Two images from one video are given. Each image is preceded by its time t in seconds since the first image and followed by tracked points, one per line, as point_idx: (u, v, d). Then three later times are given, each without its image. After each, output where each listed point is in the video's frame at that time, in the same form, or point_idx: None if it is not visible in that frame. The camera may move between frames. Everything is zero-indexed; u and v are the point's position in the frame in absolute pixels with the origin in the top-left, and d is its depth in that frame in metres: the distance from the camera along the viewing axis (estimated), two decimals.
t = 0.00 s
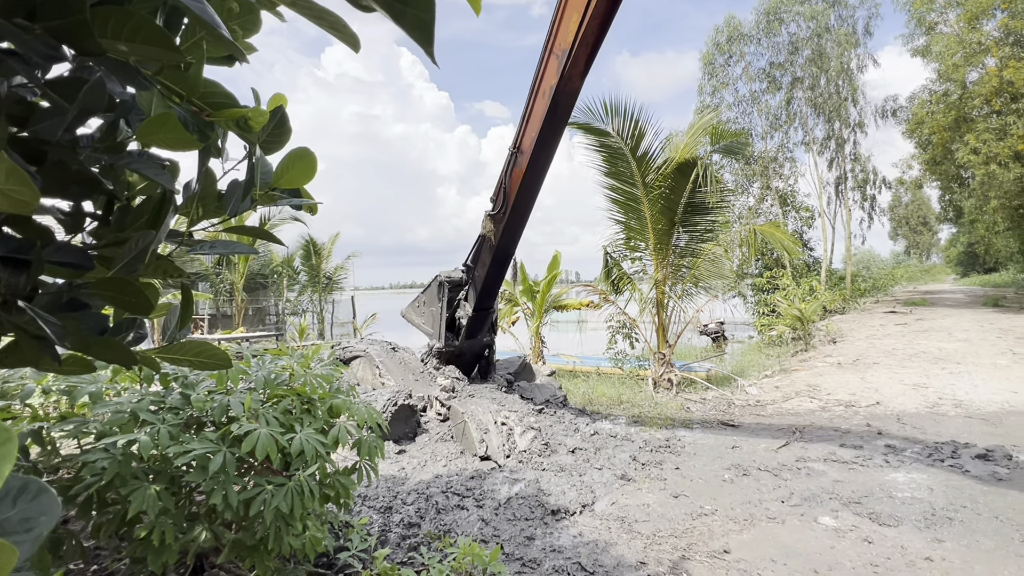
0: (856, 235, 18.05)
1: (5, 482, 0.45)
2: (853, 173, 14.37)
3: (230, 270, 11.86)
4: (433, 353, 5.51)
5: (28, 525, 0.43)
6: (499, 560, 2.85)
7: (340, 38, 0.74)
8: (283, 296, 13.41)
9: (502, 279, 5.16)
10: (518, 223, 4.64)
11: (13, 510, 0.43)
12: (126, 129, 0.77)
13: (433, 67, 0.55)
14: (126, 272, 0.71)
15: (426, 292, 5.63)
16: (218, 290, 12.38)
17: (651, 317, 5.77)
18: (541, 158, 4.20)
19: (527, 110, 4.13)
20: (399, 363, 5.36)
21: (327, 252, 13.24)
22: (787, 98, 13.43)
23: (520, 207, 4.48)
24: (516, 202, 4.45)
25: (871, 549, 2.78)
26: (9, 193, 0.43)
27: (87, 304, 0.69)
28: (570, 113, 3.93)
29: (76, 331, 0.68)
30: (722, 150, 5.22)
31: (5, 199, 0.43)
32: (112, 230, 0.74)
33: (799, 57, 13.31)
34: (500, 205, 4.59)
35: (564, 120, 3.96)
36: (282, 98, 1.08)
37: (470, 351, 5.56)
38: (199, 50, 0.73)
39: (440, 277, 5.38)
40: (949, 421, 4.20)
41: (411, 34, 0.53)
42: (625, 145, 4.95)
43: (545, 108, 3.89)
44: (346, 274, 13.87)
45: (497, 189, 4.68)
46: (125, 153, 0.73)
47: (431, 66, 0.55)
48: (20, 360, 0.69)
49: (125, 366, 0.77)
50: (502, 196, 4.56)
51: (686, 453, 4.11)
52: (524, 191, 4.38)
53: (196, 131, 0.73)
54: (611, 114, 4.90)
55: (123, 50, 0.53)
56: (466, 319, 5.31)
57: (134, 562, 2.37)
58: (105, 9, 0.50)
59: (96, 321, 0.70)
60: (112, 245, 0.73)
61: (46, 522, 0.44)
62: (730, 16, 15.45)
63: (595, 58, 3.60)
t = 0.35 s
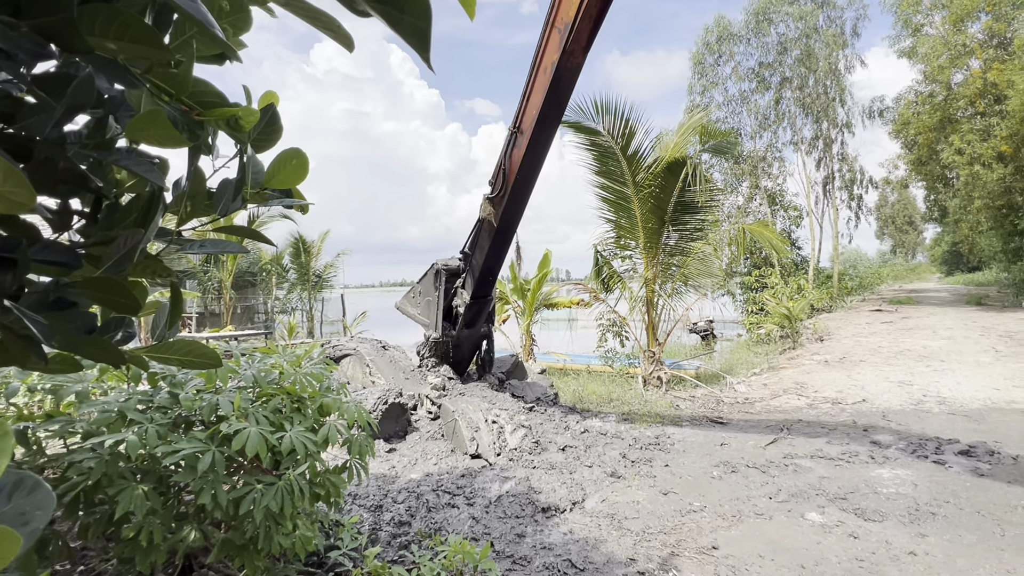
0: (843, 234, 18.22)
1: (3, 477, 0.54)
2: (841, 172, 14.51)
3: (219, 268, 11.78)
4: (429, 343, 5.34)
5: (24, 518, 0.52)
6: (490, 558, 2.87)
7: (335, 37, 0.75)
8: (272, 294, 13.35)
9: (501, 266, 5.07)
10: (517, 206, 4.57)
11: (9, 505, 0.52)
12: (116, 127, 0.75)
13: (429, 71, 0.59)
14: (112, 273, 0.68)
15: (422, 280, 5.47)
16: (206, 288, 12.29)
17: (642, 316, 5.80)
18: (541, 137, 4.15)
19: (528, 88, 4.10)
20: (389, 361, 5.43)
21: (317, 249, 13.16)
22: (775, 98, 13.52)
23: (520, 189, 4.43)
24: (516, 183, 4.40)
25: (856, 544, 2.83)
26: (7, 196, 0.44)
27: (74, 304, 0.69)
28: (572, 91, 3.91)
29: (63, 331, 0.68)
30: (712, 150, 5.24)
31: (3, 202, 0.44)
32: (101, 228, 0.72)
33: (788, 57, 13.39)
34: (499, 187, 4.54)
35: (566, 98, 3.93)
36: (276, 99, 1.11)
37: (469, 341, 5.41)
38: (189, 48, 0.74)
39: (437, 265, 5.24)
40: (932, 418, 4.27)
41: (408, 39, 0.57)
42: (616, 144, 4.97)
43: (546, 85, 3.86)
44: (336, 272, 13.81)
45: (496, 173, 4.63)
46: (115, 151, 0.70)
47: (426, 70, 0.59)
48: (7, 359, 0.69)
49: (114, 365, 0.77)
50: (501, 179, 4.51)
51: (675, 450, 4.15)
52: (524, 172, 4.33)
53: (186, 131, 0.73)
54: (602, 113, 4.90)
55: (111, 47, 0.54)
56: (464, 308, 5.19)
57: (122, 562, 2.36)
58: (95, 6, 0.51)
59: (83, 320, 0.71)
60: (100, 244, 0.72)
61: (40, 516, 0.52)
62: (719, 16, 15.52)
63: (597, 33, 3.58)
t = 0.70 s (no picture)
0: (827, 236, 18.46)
1: None
2: (825, 175, 14.69)
3: (203, 265, 11.62)
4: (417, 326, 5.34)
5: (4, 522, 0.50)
6: (475, 557, 2.87)
7: (325, 35, 0.74)
8: (257, 292, 13.19)
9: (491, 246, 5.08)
10: (508, 185, 4.58)
11: None
12: (97, 124, 0.72)
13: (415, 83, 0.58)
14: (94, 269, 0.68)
15: (411, 263, 5.46)
16: (190, 285, 12.13)
17: (629, 315, 5.84)
18: (533, 115, 4.15)
19: (521, 64, 4.08)
20: (375, 359, 5.42)
21: (303, 247, 13.04)
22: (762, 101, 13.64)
23: (512, 167, 4.43)
24: (508, 161, 4.40)
25: (837, 543, 2.87)
26: None
27: (53, 302, 0.68)
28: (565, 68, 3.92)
29: (41, 330, 0.67)
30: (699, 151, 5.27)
31: None
32: (82, 225, 0.71)
33: (774, 61, 13.50)
34: (490, 166, 4.53)
35: (559, 74, 3.93)
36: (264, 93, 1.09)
37: (456, 323, 5.45)
38: (175, 45, 0.75)
39: (425, 247, 5.22)
40: (912, 418, 4.34)
41: (390, 52, 0.57)
42: (604, 145, 4.98)
43: (540, 61, 3.84)
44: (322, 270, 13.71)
45: (486, 151, 4.61)
46: (95, 150, 0.66)
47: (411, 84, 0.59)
48: None
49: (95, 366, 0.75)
50: (493, 157, 4.49)
51: (660, 450, 4.18)
52: (516, 150, 4.34)
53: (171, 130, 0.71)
54: (590, 113, 4.92)
55: (95, 45, 0.55)
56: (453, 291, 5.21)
57: (101, 563, 2.33)
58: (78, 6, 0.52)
59: (62, 319, 0.69)
60: (81, 241, 0.70)
61: (19, 520, 0.50)
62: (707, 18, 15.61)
63: (591, 8, 3.58)
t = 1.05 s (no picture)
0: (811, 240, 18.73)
1: None
2: (809, 179, 14.90)
3: (185, 260, 11.45)
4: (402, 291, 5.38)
5: None
6: (458, 557, 2.88)
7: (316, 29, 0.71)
8: (240, 288, 13.06)
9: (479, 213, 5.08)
10: (496, 152, 4.55)
11: None
12: (77, 116, 0.74)
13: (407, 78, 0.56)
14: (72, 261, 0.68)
15: (398, 231, 5.51)
16: (172, 280, 11.97)
17: (614, 316, 5.87)
18: (524, 79, 4.08)
19: (516, 24, 4.01)
20: (360, 357, 5.40)
21: (288, 243, 12.91)
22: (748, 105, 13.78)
23: (501, 132, 4.39)
24: (497, 126, 4.36)
25: (815, 542, 2.92)
26: None
27: (30, 297, 0.67)
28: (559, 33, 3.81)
29: (17, 327, 0.65)
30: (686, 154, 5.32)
31: None
32: (61, 218, 0.70)
33: (761, 66, 13.64)
34: (480, 128, 4.51)
35: (552, 36, 3.82)
36: (250, 89, 1.11)
37: (441, 291, 5.45)
38: (161, 39, 0.72)
39: (413, 212, 5.23)
40: (890, 420, 4.42)
41: (382, 44, 0.54)
42: (592, 146, 5.00)
43: (533, 20, 3.75)
44: (308, 266, 13.62)
45: (479, 112, 4.58)
46: (77, 141, 0.68)
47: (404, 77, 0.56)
48: None
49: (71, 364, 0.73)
50: (484, 119, 4.48)
51: (644, 449, 4.21)
52: (505, 115, 4.28)
53: (154, 123, 0.69)
54: (578, 114, 4.93)
55: (77, 35, 0.54)
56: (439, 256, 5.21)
57: (77, 563, 2.28)
58: None
59: (38, 315, 0.68)
60: (60, 234, 0.69)
61: None
62: (695, 22, 15.75)
63: None
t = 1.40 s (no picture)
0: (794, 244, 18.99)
1: None
2: (794, 184, 15.10)
3: (166, 251, 11.27)
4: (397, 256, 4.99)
5: None
6: (439, 553, 2.89)
7: (307, 14, 0.74)
8: (222, 281, 12.89)
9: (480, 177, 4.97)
10: (498, 114, 4.53)
11: None
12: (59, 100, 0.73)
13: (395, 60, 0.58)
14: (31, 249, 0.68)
15: (397, 194, 5.13)
16: (152, 271, 11.77)
17: (599, 315, 5.90)
18: (529, 38, 4.09)
19: None
20: (343, 353, 5.38)
21: (272, 236, 12.77)
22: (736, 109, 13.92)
23: (504, 92, 4.38)
24: (500, 87, 4.35)
25: (791, 541, 2.97)
26: None
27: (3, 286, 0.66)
28: None
29: None
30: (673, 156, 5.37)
31: None
32: (38, 206, 0.69)
33: (749, 70, 13.78)
34: (483, 89, 4.49)
35: None
36: (236, 80, 1.11)
37: (439, 256, 5.17)
38: (142, 25, 0.72)
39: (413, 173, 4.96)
40: (866, 422, 4.51)
41: (374, 29, 0.56)
42: (581, 146, 5.02)
43: None
44: (292, 260, 13.48)
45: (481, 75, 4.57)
46: (56, 127, 0.67)
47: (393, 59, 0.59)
48: None
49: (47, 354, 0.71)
50: (486, 80, 4.46)
51: (625, 448, 4.24)
52: (508, 76, 4.28)
53: (135, 110, 0.69)
54: (567, 113, 4.94)
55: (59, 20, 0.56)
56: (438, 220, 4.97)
57: (48, 557, 2.24)
58: None
59: (12, 304, 0.68)
60: (35, 222, 0.69)
61: None
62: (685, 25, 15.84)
63: None
